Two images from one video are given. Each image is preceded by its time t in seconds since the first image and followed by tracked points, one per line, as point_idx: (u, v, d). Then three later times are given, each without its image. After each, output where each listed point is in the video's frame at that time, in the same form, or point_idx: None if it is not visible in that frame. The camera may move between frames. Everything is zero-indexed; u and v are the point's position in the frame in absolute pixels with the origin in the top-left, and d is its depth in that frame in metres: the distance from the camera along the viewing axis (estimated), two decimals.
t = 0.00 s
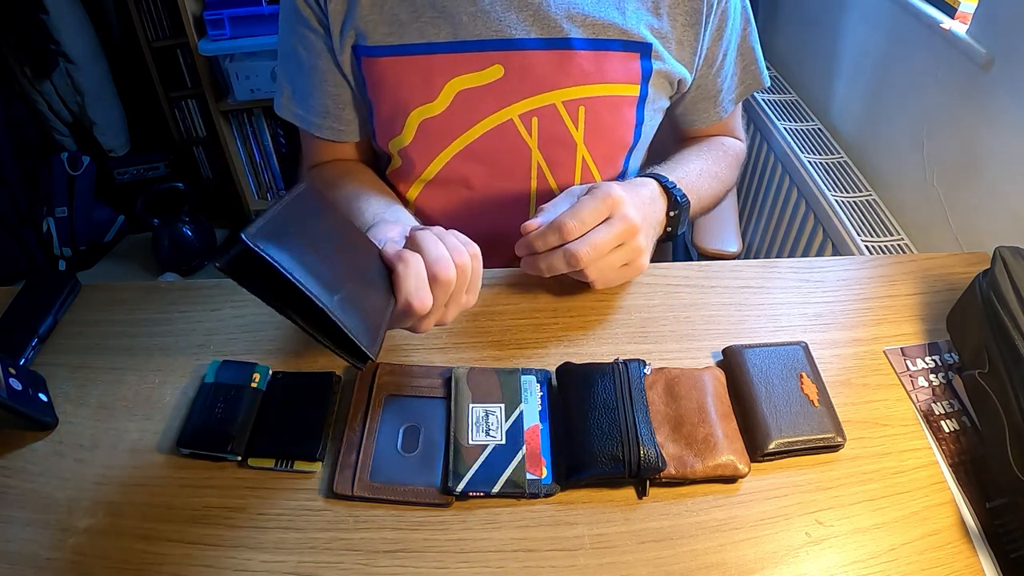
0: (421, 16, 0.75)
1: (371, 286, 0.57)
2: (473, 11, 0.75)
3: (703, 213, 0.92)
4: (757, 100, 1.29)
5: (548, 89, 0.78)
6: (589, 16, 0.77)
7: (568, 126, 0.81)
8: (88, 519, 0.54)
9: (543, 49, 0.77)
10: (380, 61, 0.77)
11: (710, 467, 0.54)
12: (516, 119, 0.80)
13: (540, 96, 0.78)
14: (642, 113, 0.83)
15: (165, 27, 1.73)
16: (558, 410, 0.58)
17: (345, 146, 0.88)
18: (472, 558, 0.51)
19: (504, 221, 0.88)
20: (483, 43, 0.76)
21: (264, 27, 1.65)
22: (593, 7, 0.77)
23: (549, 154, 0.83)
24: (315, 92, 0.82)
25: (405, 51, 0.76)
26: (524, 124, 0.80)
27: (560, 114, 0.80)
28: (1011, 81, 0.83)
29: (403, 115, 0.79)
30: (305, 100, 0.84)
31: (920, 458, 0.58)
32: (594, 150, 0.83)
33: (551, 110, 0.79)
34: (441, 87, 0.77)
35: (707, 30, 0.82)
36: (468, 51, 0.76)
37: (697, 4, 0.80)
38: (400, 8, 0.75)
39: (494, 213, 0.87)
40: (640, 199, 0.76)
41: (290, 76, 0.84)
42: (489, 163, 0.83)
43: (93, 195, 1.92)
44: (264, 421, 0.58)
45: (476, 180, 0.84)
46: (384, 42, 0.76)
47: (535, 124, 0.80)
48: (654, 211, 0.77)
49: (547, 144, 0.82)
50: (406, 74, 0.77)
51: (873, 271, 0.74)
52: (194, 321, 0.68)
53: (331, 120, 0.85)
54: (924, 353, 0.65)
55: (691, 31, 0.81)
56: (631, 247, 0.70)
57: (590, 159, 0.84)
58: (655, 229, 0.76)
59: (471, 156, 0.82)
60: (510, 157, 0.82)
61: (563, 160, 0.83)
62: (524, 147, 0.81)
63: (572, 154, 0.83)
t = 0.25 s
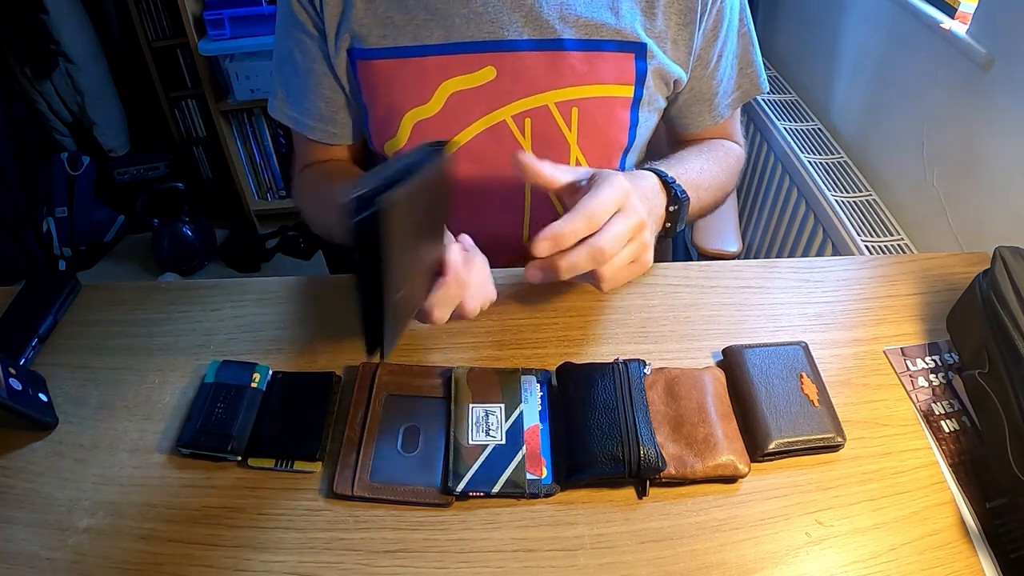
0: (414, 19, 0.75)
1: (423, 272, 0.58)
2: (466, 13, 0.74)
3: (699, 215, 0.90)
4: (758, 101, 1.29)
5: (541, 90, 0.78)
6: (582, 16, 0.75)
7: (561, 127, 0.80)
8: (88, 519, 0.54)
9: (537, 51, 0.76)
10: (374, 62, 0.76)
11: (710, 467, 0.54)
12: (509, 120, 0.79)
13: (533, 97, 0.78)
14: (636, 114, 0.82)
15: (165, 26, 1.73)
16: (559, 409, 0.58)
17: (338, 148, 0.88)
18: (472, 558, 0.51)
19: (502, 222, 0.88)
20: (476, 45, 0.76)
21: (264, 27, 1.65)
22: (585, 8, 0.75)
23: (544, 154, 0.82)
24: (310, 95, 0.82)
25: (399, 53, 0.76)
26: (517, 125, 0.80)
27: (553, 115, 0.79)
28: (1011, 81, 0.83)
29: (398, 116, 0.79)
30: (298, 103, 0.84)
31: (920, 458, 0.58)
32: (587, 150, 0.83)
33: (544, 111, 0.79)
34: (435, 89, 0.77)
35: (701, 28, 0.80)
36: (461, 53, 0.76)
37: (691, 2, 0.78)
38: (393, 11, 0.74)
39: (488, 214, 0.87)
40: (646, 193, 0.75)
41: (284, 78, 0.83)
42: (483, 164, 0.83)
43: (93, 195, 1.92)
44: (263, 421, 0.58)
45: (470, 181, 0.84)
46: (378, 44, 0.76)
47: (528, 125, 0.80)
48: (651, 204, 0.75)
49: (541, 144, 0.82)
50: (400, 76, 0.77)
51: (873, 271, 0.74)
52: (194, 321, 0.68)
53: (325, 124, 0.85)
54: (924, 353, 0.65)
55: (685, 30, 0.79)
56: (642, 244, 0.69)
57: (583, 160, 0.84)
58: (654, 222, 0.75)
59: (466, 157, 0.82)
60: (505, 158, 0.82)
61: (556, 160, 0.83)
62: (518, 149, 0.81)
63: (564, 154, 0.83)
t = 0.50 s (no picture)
0: (410, 21, 0.74)
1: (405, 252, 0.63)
2: (462, 16, 0.74)
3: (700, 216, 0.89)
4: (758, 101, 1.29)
5: (537, 94, 0.76)
6: (580, 20, 0.74)
7: (558, 133, 0.79)
8: (88, 519, 0.54)
9: (533, 54, 0.75)
10: (370, 65, 0.76)
11: (710, 467, 0.54)
12: (505, 124, 0.78)
13: (529, 102, 0.77)
14: (634, 118, 0.81)
15: (165, 27, 1.73)
16: (559, 409, 0.58)
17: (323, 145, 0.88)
18: (472, 558, 0.51)
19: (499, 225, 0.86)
20: (472, 48, 0.75)
21: (264, 27, 1.65)
22: (582, 12, 0.74)
23: (541, 159, 0.81)
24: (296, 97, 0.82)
25: (395, 55, 0.75)
26: (513, 129, 0.78)
27: (549, 119, 0.78)
28: (1011, 81, 0.83)
29: (393, 119, 0.78)
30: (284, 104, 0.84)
31: (920, 458, 0.58)
32: (585, 155, 0.81)
33: (540, 116, 0.77)
34: (430, 92, 0.76)
35: (700, 30, 0.79)
36: (456, 56, 0.75)
37: (691, 6, 0.77)
38: (390, 14, 0.74)
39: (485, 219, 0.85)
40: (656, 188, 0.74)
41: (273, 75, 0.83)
42: (479, 168, 0.81)
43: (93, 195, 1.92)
44: (263, 422, 0.58)
45: (467, 186, 0.83)
46: (374, 46, 0.75)
47: (524, 129, 0.78)
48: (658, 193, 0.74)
49: (537, 149, 0.80)
50: (395, 79, 0.76)
51: (873, 271, 0.74)
52: (194, 321, 0.68)
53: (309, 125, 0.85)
54: (924, 353, 0.65)
55: (684, 34, 0.78)
56: (643, 242, 0.69)
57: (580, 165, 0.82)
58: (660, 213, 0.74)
59: (462, 160, 0.81)
60: (501, 162, 0.81)
61: (553, 166, 0.81)
62: (514, 153, 0.80)
63: (561, 160, 0.81)
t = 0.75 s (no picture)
0: (410, 22, 0.74)
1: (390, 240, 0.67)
2: (460, 17, 0.74)
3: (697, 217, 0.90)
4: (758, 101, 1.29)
5: (535, 96, 0.76)
6: (580, 22, 0.74)
7: (556, 135, 0.78)
8: (88, 519, 0.54)
9: (532, 56, 0.75)
10: (369, 65, 0.76)
11: (710, 467, 0.54)
12: (502, 126, 0.77)
13: (527, 104, 0.76)
14: (632, 120, 0.81)
15: (165, 27, 1.73)
16: (560, 409, 0.58)
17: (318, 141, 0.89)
18: (472, 558, 0.51)
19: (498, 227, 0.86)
20: (471, 49, 0.75)
21: (264, 27, 1.65)
22: (581, 14, 0.74)
23: (538, 161, 0.80)
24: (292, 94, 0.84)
25: (394, 56, 0.75)
26: (511, 131, 0.78)
27: (547, 121, 0.77)
28: (1011, 81, 0.83)
29: (391, 120, 0.78)
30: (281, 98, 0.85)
31: (920, 458, 0.58)
32: (583, 157, 0.81)
33: (538, 118, 0.77)
34: (428, 93, 0.76)
35: (701, 33, 0.79)
36: (454, 57, 0.75)
37: (690, 10, 0.77)
38: (389, 14, 0.74)
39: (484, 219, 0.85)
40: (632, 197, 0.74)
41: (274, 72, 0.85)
42: (477, 169, 0.81)
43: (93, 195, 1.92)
44: (263, 421, 0.58)
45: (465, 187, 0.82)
46: (373, 46, 0.75)
47: (522, 131, 0.78)
48: (637, 201, 0.75)
49: (534, 151, 0.79)
50: (394, 80, 0.76)
51: (873, 271, 0.74)
52: (194, 322, 0.68)
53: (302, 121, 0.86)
54: (924, 353, 0.65)
55: (684, 39, 0.79)
56: (596, 249, 0.69)
57: (578, 167, 0.82)
58: (638, 222, 0.75)
59: (459, 161, 0.80)
60: (498, 163, 0.80)
61: (551, 168, 0.81)
62: (512, 155, 0.80)
63: (559, 162, 0.81)
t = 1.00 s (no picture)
0: (411, 19, 0.74)
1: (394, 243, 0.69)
2: (462, 13, 0.73)
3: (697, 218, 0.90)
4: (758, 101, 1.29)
5: (536, 93, 0.76)
6: (581, 19, 0.74)
7: (557, 132, 0.79)
8: (88, 519, 0.54)
9: (534, 53, 0.75)
10: (370, 62, 0.75)
11: (710, 467, 0.54)
12: (503, 123, 0.77)
13: (528, 101, 0.76)
14: (633, 119, 0.81)
15: (165, 27, 1.73)
16: (560, 409, 0.58)
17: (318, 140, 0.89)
18: (472, 558, 0.51)
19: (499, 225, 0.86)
20: (472, 46, 0.74)
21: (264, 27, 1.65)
22: (584, 11, 0.74)
23: (539, 158, 0.81)
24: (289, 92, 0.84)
25: (395, 53, 0.75)
26: (511, 128, 0.78)
27: (548, 118, 0.77)
28: (1011, 81, 0.83)
29: (392, 117, 0.78)
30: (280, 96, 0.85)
31: (920, 458, 0.58)
32: (583, 154, 0.81)
33: (539, 115, 0.77)
34: (428, 91, 0.76)
35: (703, 30, 0.79)
36: (455, 54, 0.75)
37: (693, 9, 0.77)
38: (390, 11, 0.74)
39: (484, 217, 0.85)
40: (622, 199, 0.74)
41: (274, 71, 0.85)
42: (477, 166, 0.81)
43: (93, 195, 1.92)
44: (263, 421, 0.58)
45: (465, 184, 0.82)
46: (374, 44, 0.75)
47: (523, 128, 0.78)
48: (631, 201, 0.75)
49: (535, 148, 0.80)
50: (395, 77, 0.76)
51: (873, 271, 0.74)
52: (194, 322, 0.68)
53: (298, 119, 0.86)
54: (924, 353, 0.65)
55: (687, 35, 0.78)
56: (584, 249, 0.69)
57: (579, 164, 0.82)
58: (632, 224, 0.75)
59: (460, 158, 0.80)
60: (499, 160, 0.80)
61: (551, 165, 0.81)
62: (513, 153, 0.80)
63: (560, 159, 0.81)
